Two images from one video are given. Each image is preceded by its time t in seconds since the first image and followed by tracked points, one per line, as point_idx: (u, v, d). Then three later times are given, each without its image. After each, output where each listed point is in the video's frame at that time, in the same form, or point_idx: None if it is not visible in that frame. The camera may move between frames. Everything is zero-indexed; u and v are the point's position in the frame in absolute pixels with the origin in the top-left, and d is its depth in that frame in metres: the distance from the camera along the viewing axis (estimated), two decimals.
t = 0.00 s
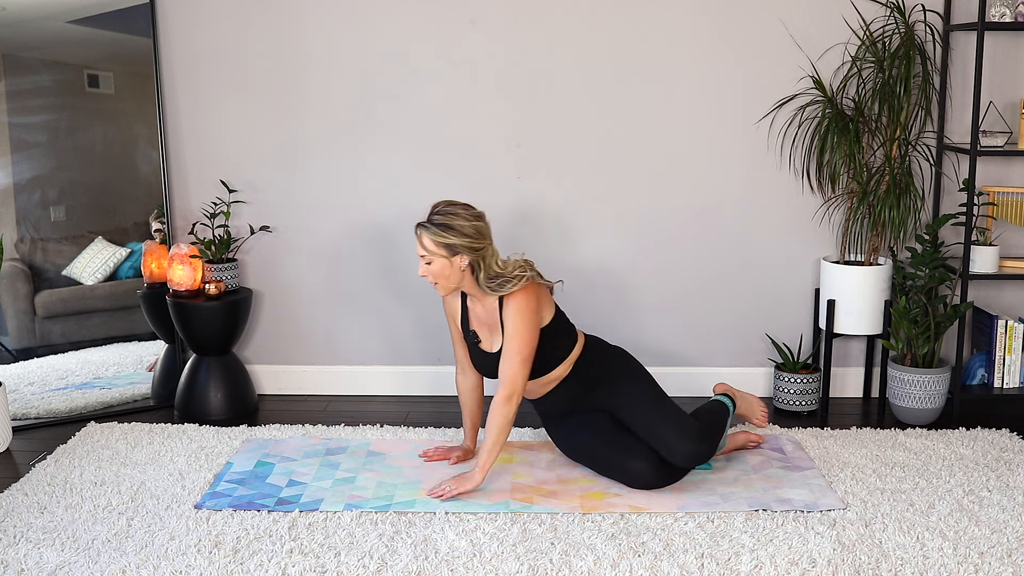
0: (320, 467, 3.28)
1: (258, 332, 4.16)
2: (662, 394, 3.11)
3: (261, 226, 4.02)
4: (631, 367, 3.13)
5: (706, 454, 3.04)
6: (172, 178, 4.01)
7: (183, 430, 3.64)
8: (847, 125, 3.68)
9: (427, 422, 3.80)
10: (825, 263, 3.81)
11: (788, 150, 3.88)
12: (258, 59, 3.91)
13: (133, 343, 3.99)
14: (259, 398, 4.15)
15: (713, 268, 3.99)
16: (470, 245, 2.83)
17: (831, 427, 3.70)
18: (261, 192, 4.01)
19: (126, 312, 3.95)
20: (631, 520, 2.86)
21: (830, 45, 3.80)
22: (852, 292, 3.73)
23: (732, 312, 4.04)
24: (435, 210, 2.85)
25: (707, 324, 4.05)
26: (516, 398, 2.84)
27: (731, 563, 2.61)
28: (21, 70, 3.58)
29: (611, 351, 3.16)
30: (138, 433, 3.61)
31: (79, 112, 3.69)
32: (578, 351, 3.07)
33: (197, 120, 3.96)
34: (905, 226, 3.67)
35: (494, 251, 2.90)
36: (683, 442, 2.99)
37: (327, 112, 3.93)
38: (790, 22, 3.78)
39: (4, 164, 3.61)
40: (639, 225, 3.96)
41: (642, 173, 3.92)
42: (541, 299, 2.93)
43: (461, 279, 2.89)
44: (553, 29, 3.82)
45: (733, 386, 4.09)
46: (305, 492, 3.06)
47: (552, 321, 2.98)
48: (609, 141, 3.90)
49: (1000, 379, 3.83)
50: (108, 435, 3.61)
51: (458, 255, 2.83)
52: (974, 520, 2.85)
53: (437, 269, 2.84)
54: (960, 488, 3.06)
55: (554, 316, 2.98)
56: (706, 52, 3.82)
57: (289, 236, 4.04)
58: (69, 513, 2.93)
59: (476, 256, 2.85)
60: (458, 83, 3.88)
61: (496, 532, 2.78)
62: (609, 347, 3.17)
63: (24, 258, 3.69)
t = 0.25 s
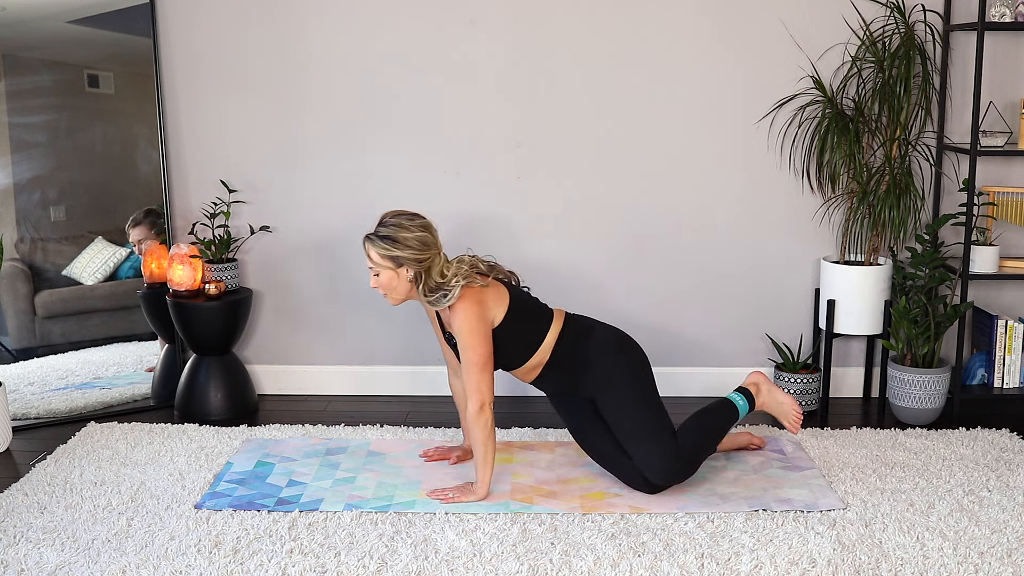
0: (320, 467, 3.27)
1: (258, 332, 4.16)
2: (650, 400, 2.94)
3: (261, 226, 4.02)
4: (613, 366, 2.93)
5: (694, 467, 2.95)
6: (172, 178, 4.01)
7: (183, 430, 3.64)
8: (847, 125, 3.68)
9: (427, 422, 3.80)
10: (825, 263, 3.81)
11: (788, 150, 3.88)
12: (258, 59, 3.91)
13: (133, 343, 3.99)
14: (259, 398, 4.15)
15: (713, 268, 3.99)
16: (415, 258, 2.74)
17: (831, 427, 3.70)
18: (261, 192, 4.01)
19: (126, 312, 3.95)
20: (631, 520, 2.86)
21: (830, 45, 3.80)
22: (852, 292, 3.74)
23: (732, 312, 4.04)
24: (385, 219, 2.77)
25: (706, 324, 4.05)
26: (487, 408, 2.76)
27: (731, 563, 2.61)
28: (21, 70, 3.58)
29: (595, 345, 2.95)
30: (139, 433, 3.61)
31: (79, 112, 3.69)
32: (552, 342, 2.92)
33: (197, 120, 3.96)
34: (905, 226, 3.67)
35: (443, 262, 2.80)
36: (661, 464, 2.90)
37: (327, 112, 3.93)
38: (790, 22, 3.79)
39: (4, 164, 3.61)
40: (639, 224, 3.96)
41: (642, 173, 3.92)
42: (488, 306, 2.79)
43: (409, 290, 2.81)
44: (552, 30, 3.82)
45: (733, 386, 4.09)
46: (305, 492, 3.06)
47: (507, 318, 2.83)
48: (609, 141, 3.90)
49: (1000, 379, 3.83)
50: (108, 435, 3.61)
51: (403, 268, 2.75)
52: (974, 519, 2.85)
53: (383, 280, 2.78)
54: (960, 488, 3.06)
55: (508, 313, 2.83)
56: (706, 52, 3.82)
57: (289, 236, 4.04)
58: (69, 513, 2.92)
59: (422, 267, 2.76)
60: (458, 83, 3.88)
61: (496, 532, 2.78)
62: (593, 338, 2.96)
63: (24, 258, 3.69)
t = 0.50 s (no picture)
0: (320, 467, 3.28)
1: (258, 332, 4.16)
2: (646, 407, 2.87)
3: (261, 226, 4.02)
4: (604, 372, 2.85)
5: (695, 477, 2.92)
6: (172, 178, 4.01)
7: (183, 430, 3.65)
8: (847, 125, 3.68)
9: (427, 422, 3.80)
10: (825, 263, 3.81)
11: (788, 150, 3.88)
12: (258, 59, 3.91)
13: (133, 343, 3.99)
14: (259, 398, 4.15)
15: (713, 268, 4.00)
16: (391, 267, 2.72)
17: (831, 427, 3.71)
18: (261, 192, 4.01)
19: (126, 312, 3.95)
20: (631, 520, 2.86)
21: (830, 45, 3.80)
22: (852, 292, 3.74)
23: (732, 312, 4.04)
24: (363, 228, 2.75)
25: (706, 325, 4.05)
26: (475, 411, 2.75)
27: (731, 563, 2.61)
28: (21, 70, 3.58)
29: (587, 346, 2.86)
30: (139, 433, 3.61)
31: (79, 112, 3.69)
32: (538, 329, 2.86)
33: (197, 120, 3.96)
34: (905, 226, 3.67)
35: (419, 269, 2.77)
36: (658, 476, 2.87)
37: (327, 112, 3.93)
38: (790, 22, 3.79)
39: (4, 164, 3.60)
40: (639, 224, 3.96)
41: (642, 173, 3.92)
42: (462, 306, 2.76)
43: (388, 298, 2.79)
44: (552, 29, 3.82)
45: (733, 386, 4.09)
46: (305, 492, 3.06)
47: (484, 315, 2.79)
48: (609, 141, 3.90)
49: (1000, 379, 3.83)
50: (108, 435, 3.61)
51: (380, 277, 2.74)
52: (974, 520, 2.85)
53: (361, 288, 2.77)
54: (960, 488, 3.06)
55: (485, 310, 2.79)
56: (706, 52, 3.82)
57: (289, 236, 4.04)
58: (69, 514, 2.92)
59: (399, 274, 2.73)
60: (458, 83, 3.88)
61: (496, 532, 2.78)
62: (585, 337, 2.86)
63: (24, 258, 3.69)
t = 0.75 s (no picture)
0: (320, 467, 3.28)
1: (258, 332, 4.16)
2: (651, 401, 2.85)
3: (261, 226, 4.02)
4: (609, 361, 2.82)
5: (694, 473, 2.94)
6: (171, 178, 4.01)
7: (183, 430, 3.64)
8: (847, 125, 3.68)
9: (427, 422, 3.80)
10: (825, 263, 3.81)
11: (788, 150, 3.88)
12: (258, 59, 3.91)
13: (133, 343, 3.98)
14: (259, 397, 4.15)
15: (713, 268, 4.00)
16: (389, 276, 2.70)
17: (831, 427, 3.71)
18: (261, 192, 4.01)
19: (126, 312, 3.95)
20: (631, 520, 2.86)
21: (830, 45, 3.80)
22: (852, 292, 3.74)
23: (732, 312, 4.04)
24: (360, 239, 2.74)
25: (706, 325, 4.05)
26: (474, 414, 2.76)
27: (731, 563, 2.61)
28: (21, 70, 3.58)
29: (592, 334, 2.84)
30: (138, 433, 3.61)
31: (79, 112, 3.69)
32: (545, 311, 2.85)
33: (197, 120, 3.96)
34: (905, 226, 3.68)
35: (418, 275, 2.74)
36: (659, 469, 2.90)
37: (327, 112, 3.93)
38: (790, 22, 3.78)
39: (4, 164, 3.60)
40: (639, 224, 3.96)
41: (641, 173, 3.92)
42: (461, 308, 2.75)
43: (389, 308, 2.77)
44: (552, 29, 3.82)
45: (733, 386, 4.10)
46: (305, 492, 3.06)
47: (484, 313, 2.78)
48: (609, 142, 3.90)
49: (1000, 379, 3.83)
50: (108, 435, 3.61)
51: (379, 286, 2.72)
52: (974, 520, 2.85)
53: (361, 299, 2.76)
54: (960, 488, 3.06)
55: (485, 309, 2.77)
56: (706, 52, 3.82)
57: (289, 236, 4.04)
58: (69, 514, 2.92)
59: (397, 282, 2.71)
60: (458, 83, 3.88)
61: (496, 532, 2.78)
62: (590, 324, 2.84)
63: (24, 258, 3.69)
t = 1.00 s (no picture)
0: (320, 467, 3.28)
1: (258, 332, 4.16)
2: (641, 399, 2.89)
3: (261, 226, 4.02)
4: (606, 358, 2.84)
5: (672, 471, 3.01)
6: (172, 178, 4.01)
7: (183, 430, 3.65)
8: (847, 125, 3.68)
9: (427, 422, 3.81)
10: (825, 263, 3.81)
11: (788, 150, 3.88)
12: (258, 59, 3.91)
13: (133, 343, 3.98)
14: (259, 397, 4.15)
15: (713, 268, 4.00)
16: (393, 279, 2.70)
17: (831, 427, 3.71)
18: (261, 192, 4.01)
19: (126, 312, 3.95)
20: (631, 520, 2.86)
21: (830, 45, 3.80)
22: (852, 292, 3.74)
23: (732, 312, 4.04)
24: (360, 241, 2.72)
25: (706, 325, 4.05)
26: (477, 416, 2.76)
27: (731, 563, 2.61)
28: (21, 70, 3.58)
29: (593, 331, 2.84)
30: (139, 433, 3.61)
31: (79, 112, 3.69)
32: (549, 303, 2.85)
33: (197, 121, 3.96)
34: (905, 226, 3.68)
35: (421, 276, 2.74)
36: (622, 468, 2.98)
37: (327, 113, 3.93)
38: (790, 22, 3.78)
39: (4, 164, 3.60)
40: (639, 225, 3.96)
41: (641, 174, 3.92)
42: (467, 309, 2.75)
43: (392, 311, 2.78)
44: (552, 30, 3.82)
45: (733, 386, 4.09)
46: (305, 492, 3.06)
47: (489, 314, 2.78)
48: (609, 142, 3.90)
49: (1000, 379, 3.83)
50: (108, 435, 3.61)
51: (383, 289, 2.72)
52: (974, 520, 2.85)
53: (365, 302, 2.75)
54: (960, 488, 3.06)
55: (490, 309, 2.77)
56: (706, 52, 3.82)
57: (289, 236, 4.04)
58: (69, 513, 2.93)
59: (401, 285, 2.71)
60: (458, 83, 3.88)
61: (496, 532, 2.78)
62: (592, 322, 2.84)
63: (24, 258, 3.69)
